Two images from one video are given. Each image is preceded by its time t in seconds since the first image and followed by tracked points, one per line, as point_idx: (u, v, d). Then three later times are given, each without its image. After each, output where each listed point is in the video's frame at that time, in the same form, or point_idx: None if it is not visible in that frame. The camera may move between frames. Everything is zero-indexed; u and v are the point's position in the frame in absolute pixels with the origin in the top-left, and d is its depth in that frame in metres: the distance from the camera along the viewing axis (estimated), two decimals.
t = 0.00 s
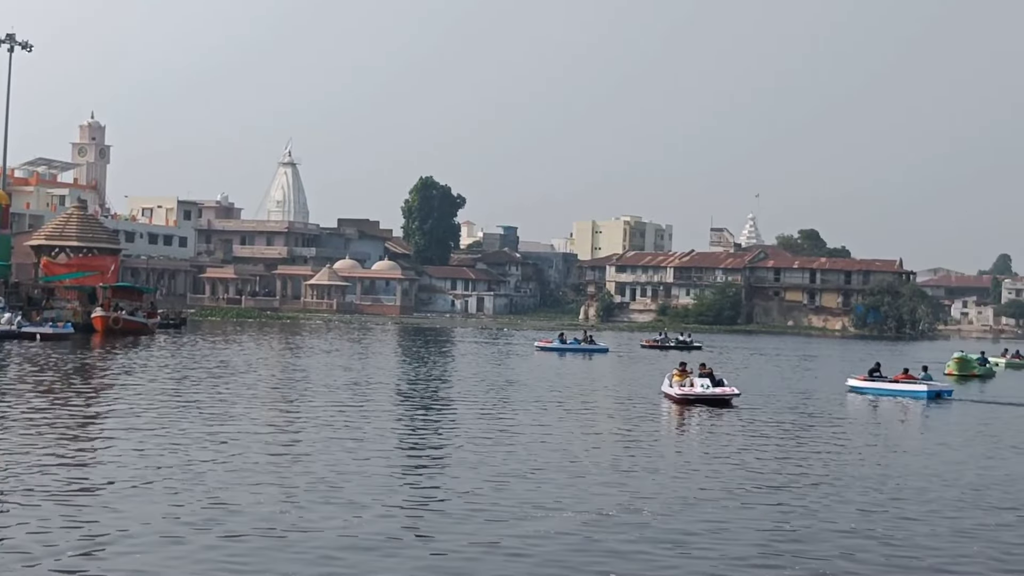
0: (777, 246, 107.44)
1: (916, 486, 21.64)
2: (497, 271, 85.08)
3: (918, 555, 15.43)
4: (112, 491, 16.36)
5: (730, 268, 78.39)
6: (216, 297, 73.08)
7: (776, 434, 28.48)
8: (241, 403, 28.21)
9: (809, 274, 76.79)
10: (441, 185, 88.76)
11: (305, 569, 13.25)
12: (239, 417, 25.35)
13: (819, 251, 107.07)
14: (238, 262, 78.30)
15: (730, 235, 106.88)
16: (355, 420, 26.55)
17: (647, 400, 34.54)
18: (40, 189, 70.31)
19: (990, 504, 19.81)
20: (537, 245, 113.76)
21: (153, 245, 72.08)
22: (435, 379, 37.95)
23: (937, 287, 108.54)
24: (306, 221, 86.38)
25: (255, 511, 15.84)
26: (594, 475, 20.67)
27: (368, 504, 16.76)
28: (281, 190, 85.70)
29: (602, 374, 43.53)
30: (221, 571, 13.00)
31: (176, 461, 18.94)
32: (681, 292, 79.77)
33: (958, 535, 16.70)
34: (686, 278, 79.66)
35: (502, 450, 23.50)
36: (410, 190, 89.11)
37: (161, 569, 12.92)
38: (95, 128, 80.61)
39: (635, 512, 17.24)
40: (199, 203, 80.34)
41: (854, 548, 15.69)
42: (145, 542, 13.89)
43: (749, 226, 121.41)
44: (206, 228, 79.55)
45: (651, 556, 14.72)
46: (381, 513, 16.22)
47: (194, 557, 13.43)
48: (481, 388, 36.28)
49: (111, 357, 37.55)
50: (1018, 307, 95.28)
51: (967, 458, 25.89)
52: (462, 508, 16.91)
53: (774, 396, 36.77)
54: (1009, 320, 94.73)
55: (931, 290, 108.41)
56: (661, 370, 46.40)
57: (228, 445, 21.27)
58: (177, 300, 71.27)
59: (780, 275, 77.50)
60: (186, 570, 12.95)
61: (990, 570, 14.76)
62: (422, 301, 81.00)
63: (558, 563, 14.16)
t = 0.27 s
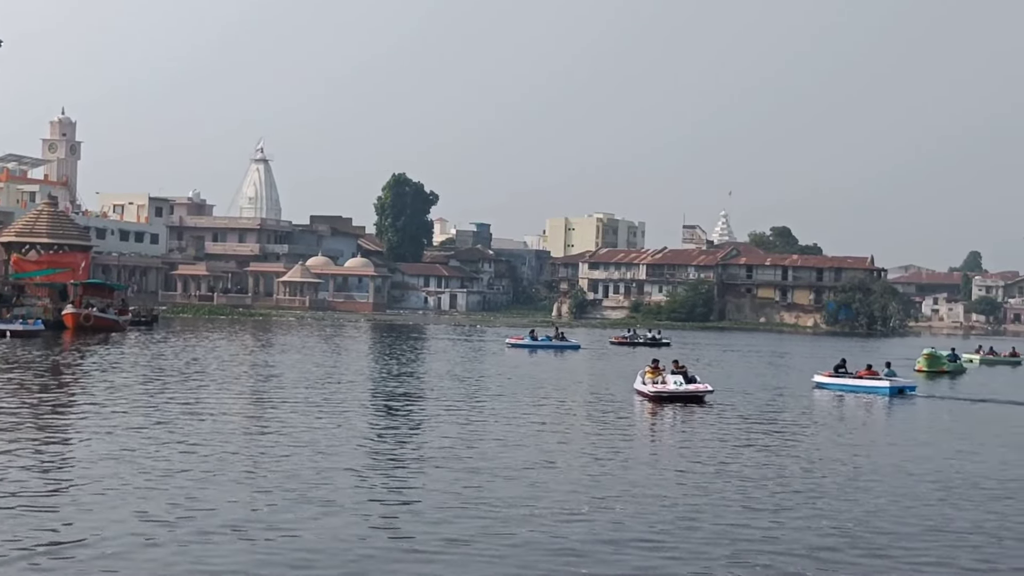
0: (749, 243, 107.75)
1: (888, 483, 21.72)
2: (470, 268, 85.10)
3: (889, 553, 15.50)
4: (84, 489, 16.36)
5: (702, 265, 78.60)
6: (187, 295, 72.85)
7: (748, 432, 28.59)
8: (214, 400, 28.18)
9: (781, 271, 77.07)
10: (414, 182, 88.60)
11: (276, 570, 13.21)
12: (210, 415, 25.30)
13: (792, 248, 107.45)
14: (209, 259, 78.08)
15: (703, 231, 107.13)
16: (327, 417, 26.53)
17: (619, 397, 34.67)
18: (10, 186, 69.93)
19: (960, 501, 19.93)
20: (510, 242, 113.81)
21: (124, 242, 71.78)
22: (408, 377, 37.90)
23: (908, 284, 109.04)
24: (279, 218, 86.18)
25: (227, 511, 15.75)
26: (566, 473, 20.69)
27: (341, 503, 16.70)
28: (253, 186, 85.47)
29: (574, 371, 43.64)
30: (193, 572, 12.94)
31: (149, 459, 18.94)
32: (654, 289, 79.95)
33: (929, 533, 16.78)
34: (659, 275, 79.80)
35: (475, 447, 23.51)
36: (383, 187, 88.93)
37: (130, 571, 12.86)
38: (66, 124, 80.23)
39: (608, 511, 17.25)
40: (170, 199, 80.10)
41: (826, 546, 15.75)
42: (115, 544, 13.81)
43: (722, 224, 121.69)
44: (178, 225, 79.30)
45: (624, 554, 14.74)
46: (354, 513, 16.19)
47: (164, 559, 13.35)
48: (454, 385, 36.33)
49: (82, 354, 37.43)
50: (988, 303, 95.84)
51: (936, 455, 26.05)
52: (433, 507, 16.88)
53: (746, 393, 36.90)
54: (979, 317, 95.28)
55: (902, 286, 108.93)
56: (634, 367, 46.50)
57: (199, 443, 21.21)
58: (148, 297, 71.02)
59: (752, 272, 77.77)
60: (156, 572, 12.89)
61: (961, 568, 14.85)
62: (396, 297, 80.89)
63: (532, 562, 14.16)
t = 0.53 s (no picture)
0: (726, 239, 108.06)
1: (865, 479, 21.83)
2: (447, 264, 85.10)
3: (866, 550, 15.57)
4: (62, 487, 16.33)
5: (680, 261, 78.81)
6: (164, 291, 72.66)
7: (725, 428, 28.69)
8: (191, 397, 28.12)
9: (758, 268, 77.36)
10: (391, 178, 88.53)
11: (255, 570, 13.17)
12: (187, 412, 25.27)
13: (768, 245, 107.81)
14: (186, 256, 77.89)
15: (680, 228, 107.37)
16: (304, 414, 26.54)
17: (597, 393, 34.74)
18: None
19: (936, 498, 20.03)
20: (487, 239, 113.80)
21: (100, 238, 71.54)
22: (386, 374, 37.90)
23: (884, 281, 109.53)
24: (255, 214, 86.00)
25: (204, 509, 15.71)
26: (545, 470, 20.72)
27: (319, 501, 16.68)
28: (230, 183, 85.27)
29: (552, 368, 43.71)
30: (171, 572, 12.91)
31: (126, 457, 18.90)
32: (631, 285, 80.12)
33: (905, 530, 16.86)
34: (637, 272, 79.97)
35: (453, 444, 23.55)
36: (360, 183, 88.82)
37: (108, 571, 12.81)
38: (42, 120, 79.87)
39: (586, 508, 17.27)
40: (147, 195, 79.87)
41: (803, 543, 15.79)
42: (92, 543, 13.76)
43: (699, 221, 121.96)
44: (154, 221, 79.10)
45: (602, 552, 14.75)
46: (333, 510, 16.17)
47: (142, 559, 13.31)
48: (432, 381, 36.34)
49: (58, 351, 37.31)
50: (963, 299, 96.36)
51: (912, 451, 26.20)
52: (412, 504, 16.87)
53: (723, 389, 37.03)
54: (954, 313, 95.82)
55: (878, 283, 109.42)
56: (611, 364, 46.62)
57: (176, 440, 21.17)
58: (124, 294, 70.80)
59: (729, 269, 78.09)
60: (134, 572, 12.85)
61: (939, 565, 14.92)
62: (373, 294, 80.83)
63: (511, 560, 14.16)
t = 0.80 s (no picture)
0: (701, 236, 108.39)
1: (838, 476, 21.99)
2: (423, 261, 85.10)
3: (840, 546, 15.71)
4: (35, 486, 16.35)
5: (654, 259, 79.00)
6: (137, 288, 72.44)
7: (699, 425, 28.83)
8: (164, 395, 28.12)
9: (733, 265, 77.69)
10: (366, 175, 88.51)
11: (232, 569, 13.21)
12: (162, 409, 25.27)
13: (743, 242, 108.17)
14: (160, 253, 77.65)
15: (655, 225, 107.61)
16: (278, 412, 26.58)
17: (571, 390, 34.88)
18: None
19: (908, 494, 20.21)
20: (463, 235, 113.77)
21: (73, 235, 71.24)
22: (361, 371, 37.90)
23: (858, 278, 110.07)
24: (230, 211, 85.77)
25: (181, 508, 15.72)
26: (520, 467, 20.80)
27: (295, 499, 16.71)
28: (204, 179, 85.02)
29: (527, 365, 43.82)
30: (148, 571, 12.94)
31: (99, 455, 18.91)
32: (606, 282, 80.28)
33: (879, 526, 17.00)
34: (612, 269, 80.14)
35: (426, 440, 23.65)
36: (335, 180, 88.74)
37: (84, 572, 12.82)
38: (15, 116, 79.42)
39: (562, 505, 17.35)
40: (120, 192, 79.57)
41: (777, 540, 15.91)
42: (69, 543, 13.77)
43: (674, 218, 122.22)
44: (128, 218, 78.85)
45: (575, 547, 14.89)
46: (309, 508, 16.21)
47: (118, 559, 13.33)
48: (407, 378, 36.39)
49: (32, 349, 37.18)
50: (936, 296, 96.96)
51: (883, 447, 26.41)
52: (388, 502, 16.93)
53: (697, 386, 37.21)
54: (927, 310, 96.38)
55: (852, 280, 109.95)
56: (586, 361, 46.75)
57: (151, 438, 21.18)
58: (98, 291, 70.56)
59: (704, 266, 78.40)
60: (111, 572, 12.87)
61: (911, 561, 15.06)
62: (348, 291, 80.74)
63: (487, 557, 14.24)
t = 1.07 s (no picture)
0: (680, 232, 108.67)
1: (817, 472, 22.10)
2: (402, 257, 85.09)
3: (819, 543, 15.78)
4: (16, 483, 16.38)
5: (634, 254, 79.14)
6: (116, 284, 72.25)
7: (678, 421, 28.96)
8: (143, 390, 28.12)
9: (712, 261, 77.91)
10: (345, 171, 88.47)
11: (213, 567, 13.22)
12: (141, 405, 25.27)
13: (722, 238, 108.49)
14: (138, 249, 77.44)
15: (634, 221, 107.79)
16: (258, 407, 26.60)
17: (550, 386, 34.98)
18: None
19: (887, 490, 20.33)
20: (442, 231, 113.82)
21: (51, 230, 70.99)
22: (339, 367, 37.90)
23: (836, 274, 110.51)
24: (208, 206, 85.60)
25: (160, 506, 15.71)
26: (500, 463, 20.85)
27: (275, 496, 16.71)
28: (183, 175, 84.79)
29: (506, 361, 43.90)
30: (127, 571, 12.93)
31: (79, 452, 18.93)
32: (586, 278, 80.40)
33: (858, 523, 17.09)
34: (591, 265, 80.25)
35: (405, 436, 23.72)
36: (314, 175, 88.68)
37: (64, 571, 12.81)
38: None
39: (542, 502, 17.39)
40: (98, 187, 79.34)
41: (755, 535, 16.04)
42: (48, 542, 13.75)
43: (653, 214, 122.43)
44: (106, 213, 78.61)
45: (555, 544, 14.98)
46: (290, 505, 16.22)
47: (98, 558, 13.32)
48: (386, 374, 36.43)
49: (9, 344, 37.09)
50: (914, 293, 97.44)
51: (861, 443, 26.56)
52: (369, 499, 16.94)
53: (675, 382, 37.35)
54: (905, 307, 96.88)
55: (830, 276, 110.39)
56: (565, 357, 46.84)
57: (130, 434, 21.18)
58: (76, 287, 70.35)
59: (683, 262, 78.61)
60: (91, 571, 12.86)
61: (888, 558, 15.16)
62: (327, 287, 80.68)
63: (468, 554, 14.27)
